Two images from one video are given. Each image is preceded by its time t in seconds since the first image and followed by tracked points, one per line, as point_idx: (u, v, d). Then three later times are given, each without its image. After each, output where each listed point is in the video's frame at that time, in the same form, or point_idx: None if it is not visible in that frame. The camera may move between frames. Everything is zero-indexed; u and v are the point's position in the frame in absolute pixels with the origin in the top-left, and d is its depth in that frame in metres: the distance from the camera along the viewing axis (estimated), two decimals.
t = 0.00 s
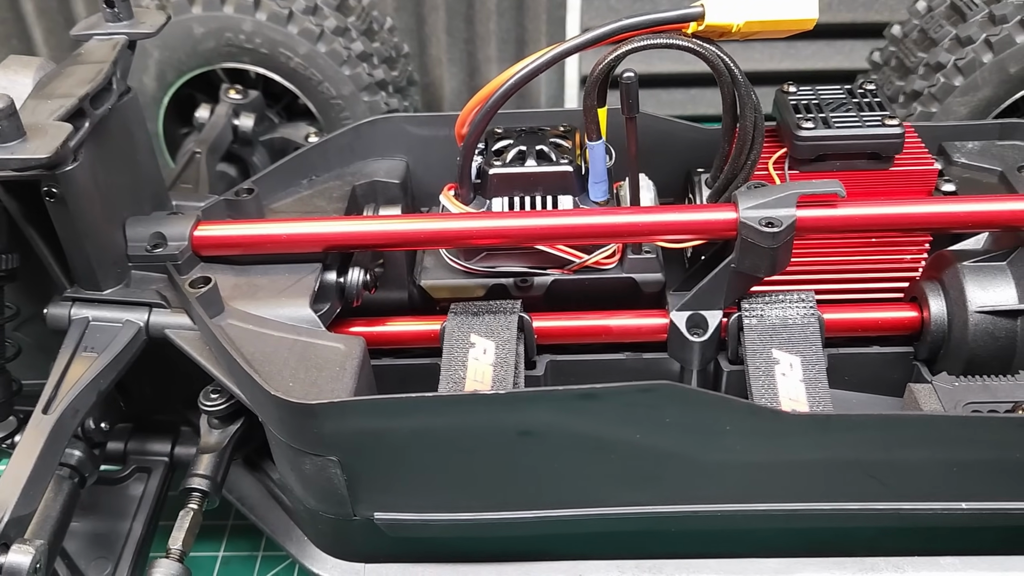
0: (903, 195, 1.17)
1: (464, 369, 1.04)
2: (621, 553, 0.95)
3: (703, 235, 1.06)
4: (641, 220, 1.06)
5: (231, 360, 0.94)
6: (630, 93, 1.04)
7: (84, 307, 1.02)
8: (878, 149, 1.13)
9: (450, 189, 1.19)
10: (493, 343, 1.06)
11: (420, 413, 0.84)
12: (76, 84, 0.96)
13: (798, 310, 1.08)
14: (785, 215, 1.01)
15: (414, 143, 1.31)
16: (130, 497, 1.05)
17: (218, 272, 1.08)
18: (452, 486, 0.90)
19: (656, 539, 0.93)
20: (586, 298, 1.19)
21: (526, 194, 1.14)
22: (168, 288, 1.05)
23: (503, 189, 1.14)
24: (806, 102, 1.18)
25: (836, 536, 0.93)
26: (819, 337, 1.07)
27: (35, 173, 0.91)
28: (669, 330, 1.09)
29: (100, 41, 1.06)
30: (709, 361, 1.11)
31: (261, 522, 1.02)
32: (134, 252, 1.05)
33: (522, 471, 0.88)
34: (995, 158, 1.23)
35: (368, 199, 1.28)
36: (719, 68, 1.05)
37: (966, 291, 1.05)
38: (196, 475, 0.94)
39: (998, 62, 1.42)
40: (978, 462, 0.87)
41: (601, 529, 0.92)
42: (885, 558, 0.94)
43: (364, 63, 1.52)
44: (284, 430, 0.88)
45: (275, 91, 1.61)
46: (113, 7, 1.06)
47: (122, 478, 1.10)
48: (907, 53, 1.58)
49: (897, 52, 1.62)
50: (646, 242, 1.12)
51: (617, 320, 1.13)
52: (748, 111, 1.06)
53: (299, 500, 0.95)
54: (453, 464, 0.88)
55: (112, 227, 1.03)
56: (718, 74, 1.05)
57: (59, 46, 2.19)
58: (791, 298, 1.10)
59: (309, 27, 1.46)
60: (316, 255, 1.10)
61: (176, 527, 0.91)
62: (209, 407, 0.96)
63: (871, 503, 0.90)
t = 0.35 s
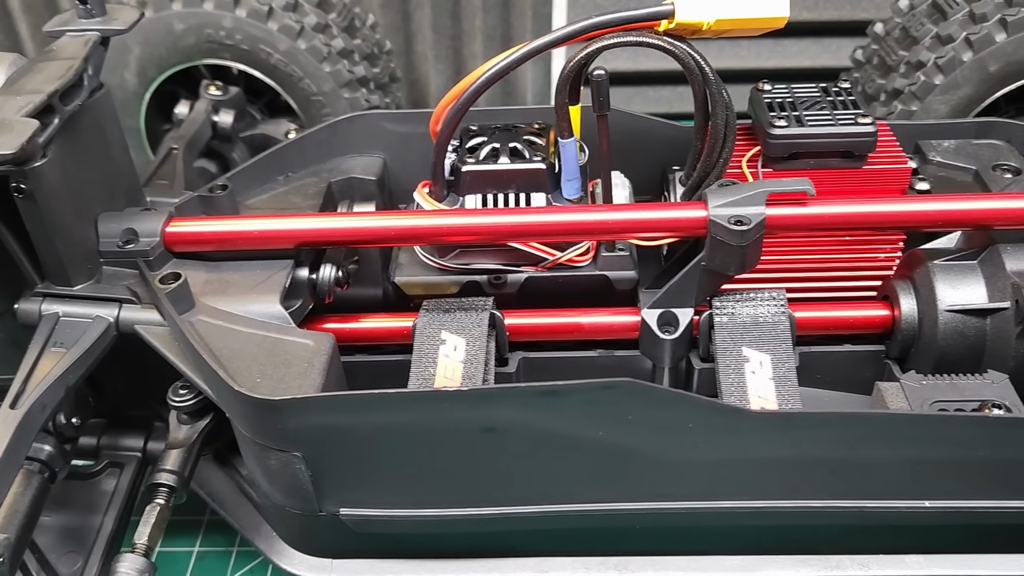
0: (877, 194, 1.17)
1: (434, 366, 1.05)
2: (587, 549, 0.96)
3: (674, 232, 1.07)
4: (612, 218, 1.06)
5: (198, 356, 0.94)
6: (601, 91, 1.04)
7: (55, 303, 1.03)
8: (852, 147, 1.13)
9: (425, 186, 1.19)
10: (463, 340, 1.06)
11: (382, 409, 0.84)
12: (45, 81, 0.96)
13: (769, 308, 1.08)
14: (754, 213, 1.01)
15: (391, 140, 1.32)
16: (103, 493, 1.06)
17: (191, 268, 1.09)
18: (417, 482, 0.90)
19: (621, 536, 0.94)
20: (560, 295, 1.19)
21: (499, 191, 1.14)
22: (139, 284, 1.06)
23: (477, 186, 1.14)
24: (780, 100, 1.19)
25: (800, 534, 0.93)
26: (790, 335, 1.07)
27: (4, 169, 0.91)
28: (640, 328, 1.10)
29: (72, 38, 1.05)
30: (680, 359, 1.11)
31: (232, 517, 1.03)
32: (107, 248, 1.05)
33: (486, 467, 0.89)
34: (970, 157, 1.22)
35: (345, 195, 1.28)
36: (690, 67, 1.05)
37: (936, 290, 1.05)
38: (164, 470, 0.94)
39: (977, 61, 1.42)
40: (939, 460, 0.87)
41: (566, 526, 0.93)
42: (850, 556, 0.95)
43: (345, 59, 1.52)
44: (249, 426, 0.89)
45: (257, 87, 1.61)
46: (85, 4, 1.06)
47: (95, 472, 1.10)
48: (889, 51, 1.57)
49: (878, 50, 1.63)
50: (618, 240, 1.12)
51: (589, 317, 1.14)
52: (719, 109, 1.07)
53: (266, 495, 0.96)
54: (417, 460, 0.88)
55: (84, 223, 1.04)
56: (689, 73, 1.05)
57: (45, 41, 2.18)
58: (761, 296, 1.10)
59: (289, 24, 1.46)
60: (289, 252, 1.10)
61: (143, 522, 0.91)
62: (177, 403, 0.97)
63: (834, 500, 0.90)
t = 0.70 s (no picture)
0: (851, 191, 1.17)
1: (402, 362, 1.04)
2: (552, 546, 0.96)
3: (646, 227, 1.06)
4: (581, 215, 1.06)
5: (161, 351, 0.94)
6: (569, 88, 1.04)
7: (23, 298, 1.03)
8: (822, 144, 1.13)
9: (397, 183, 1.19)
10: (432, 337, 1.05)
11: (340, 405, 0.84)
12: (11, 76, 0.96)
13: (738, 305, 1.09)
14: (721, 209, 1.01)
15: (367, 137, 1.32)
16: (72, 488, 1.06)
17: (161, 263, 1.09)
18: (379, 477, 0.90)
19: (585, 532, 0.94)
20: (533, 291, 1.19)
21: (470, 187, 1.14)
22: (108, 280, 1.06)
23: (448, 183, 1.14)
24: (753, 97, 1.19)
25: (764, 530, 0.93)
26: (758, 332, 1.07)
27: None
28: (611, 325, 1.10)
29: (40, 33, 1.06)
30: (650, 355, 1.11)
31: (199, 512, 1.03)
32: (76, 244, 1.06)
33: (447, 463, 0.88)
34: (944, 154, 1.23)
35: (320, 191, 1.27)
36: (658, 64, 1.04)
37: (903, 286, 1.06)
38: (128, 465, 0.95)
39: (956, 59, 1.43)
40: (901, 457, 0.87)
41: (529, 522, 0.92)
42: (814, 553, 0.95)
43: (325, 56, 1.52)
44: (211, 421, 0.89)
45: (239, 84, 1.60)
46: None
47: (66, 467, 1.10)
48: (869, 49, 1.60)
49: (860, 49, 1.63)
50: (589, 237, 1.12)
51: (560, 314, 1.14)
52: (688, 106, 1.06)
53: (231, 490, 0.96)
54: (378, 455, 0.88)
55: (53, 219, 1.05)
56: (658, 70, 1.05)
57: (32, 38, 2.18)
58: (731, 294, 1.10)
59: (269, 21, 1.46)
60: (259, 248, 1.10)
61: (105, 516, 0.92)
62: (143, 398, 0.97)
63: (796, 497, 0.90)
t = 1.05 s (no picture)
0: (823, 189, 1.17)
1: (371, 358, 1.04)
2: (516, 542, 0.96)
3: (617, 225, 1.06)
4: (550, 211, 1.06)
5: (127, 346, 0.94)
6: (538, 85, 1.04)
7: None
8: (793, 142, 1.13)
9: (371, 179, 1.19)
10: (401, 333, 1.06)
11: (301, 401, 0.84)
12: None
13: (707, 303, 1.09)
14: (688, 207, 1.01)
15: (343, 133, 1.31)
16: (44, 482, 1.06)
17: (132, 259, 1.09)
18: (342, 473, 0.90)
19: (548, 529, 0.94)
20: (505, 288, 1.19)
21: (442, 184, 1.14)
22: (78, 275, 1.07)
23: (420, 179, 1.14)
24: (726, 94, 1.19)
25: (726, 527, 0.93)
26: (727, 329, 1.08)
27: None
28: (580, 322, 1.10)
29: (12, 28, 1.04)
30: (620, 353, 1.11)
31: (167, 506, 1.03)
32: (47, 239, 1.06)
33: (409, 459, 0.89)
34: (918, 152, 1.22)
35: (296, 187, 1.27)
36: (627, 61, 1.04)
37: (872, 284, 1.06)
38: (94, 460, 0.96)
39: (934, 57, 1.43)
40: (861, 455, 0.87)
41: (492, 517, 0.93)
42: (777, 550, 0.95)
43: (305, 52, 1.52)
44: (174, 416, 0.89)
45: (221, 80, 1.58)
46: None
47: (37, 462, 1.10)
48: (851, 47, 1.60)
49: (842, 46, 1.63)
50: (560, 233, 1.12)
51: (529, 310, 1.14)
52: (657, 104, 1.06)
53: (196, 485, 0.96)
54: (340, 451, 0.88)
55: (23, 215, 1.05)
56: (627, 67, 1.05)
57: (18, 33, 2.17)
58: (700, 291, 1.11)
59: (248, 16, 1.45)
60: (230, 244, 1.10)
61: (70, 511, 0.93)
62: (110, 393, 0.98)
63: (758, 494, 0.91)
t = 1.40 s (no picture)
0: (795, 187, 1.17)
1: (341, 353, 1.03)
2: (482, 537, 0.96)
3: (592, 222, 1.07)
4: (521, 208, 1.06)
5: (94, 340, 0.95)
6: (509, 82, 1.04)
7: None
8: (764, 141, 1.14)
9: (345, 176, 1.20)
10: (371, 328, 1.06)
11: (264, 395, 0.84)
12: None
13: (676, 300, 1.10)
14: (657, 204, 1.02)
15: (320, 130, 1.31)
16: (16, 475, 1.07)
17: (104, 254, 1.10)
18: (307, 467, 0.91)
19: (512, 524, 0.94)
20: (477, 285, 1.20)
21: (415, 180, 1.14)
22: (51, 270, 1.07)
23: (393, 176, 1.14)
24: (699, 92, 1.19)
25: (690, 524, 0.93)
26: (696, 327, 1.08)
27: None
28: (550, 319, 1.10)
29: None
30: (591, 349, 1.12)
31: (137, 500, 1.05)
32: (20, 234, 1.07)
33: (373, 453, 0.89)
34: (891, 151, 1.23)
35: (273, 184, 1.27)
36: (597, 58, 1.05)
37: (841, 283, 1.06)
38: (63, 453, 0.97)
39: (913, 56, 1.45)
40: (822, 451, 0.87)
41: (457, 513, 0.93)
42: (742, 546, 0.95)
43: (286, 49, 1.52)
44: (140, 410, 0.90)
45: (203, 76, 1.58)
46: None
47: (11, 455, 1.11)
48: (830, 46, 1.62)
49: (823, 46, 1.64)
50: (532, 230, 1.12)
51: (500, 307, 1.14)
52: (627, 101, 1.07)
53: (164, 479, 0.97)
54: (304, 446, 0.89)
55: None
56: (597, 64, 1.05)
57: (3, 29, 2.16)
58: (670, 288, 1.11)
59: (228, 13, 1.46)
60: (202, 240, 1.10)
61: (37, 504, 0.94)
62: (80, 387, 0.99)
63: (721, 491, 0.91)
